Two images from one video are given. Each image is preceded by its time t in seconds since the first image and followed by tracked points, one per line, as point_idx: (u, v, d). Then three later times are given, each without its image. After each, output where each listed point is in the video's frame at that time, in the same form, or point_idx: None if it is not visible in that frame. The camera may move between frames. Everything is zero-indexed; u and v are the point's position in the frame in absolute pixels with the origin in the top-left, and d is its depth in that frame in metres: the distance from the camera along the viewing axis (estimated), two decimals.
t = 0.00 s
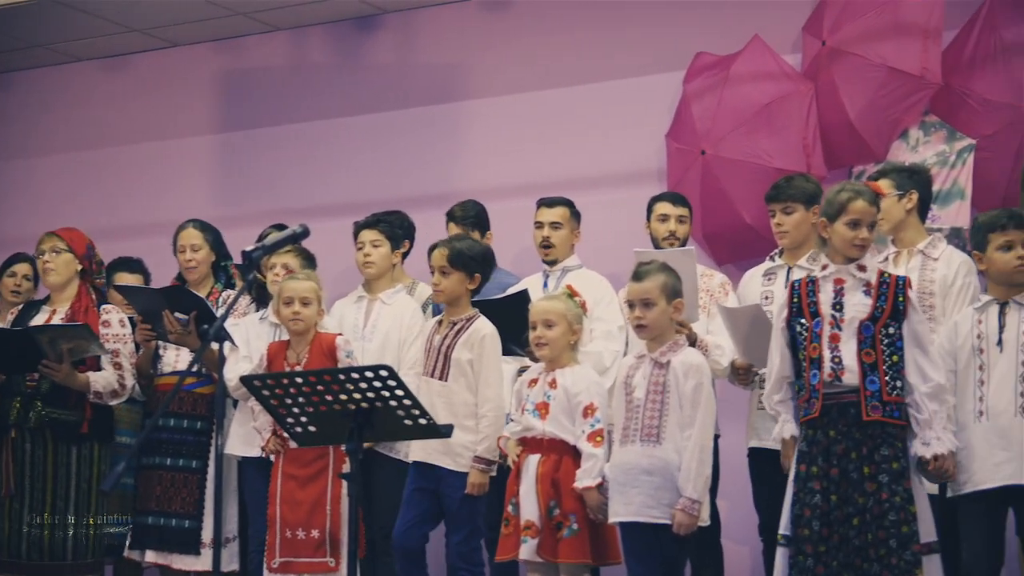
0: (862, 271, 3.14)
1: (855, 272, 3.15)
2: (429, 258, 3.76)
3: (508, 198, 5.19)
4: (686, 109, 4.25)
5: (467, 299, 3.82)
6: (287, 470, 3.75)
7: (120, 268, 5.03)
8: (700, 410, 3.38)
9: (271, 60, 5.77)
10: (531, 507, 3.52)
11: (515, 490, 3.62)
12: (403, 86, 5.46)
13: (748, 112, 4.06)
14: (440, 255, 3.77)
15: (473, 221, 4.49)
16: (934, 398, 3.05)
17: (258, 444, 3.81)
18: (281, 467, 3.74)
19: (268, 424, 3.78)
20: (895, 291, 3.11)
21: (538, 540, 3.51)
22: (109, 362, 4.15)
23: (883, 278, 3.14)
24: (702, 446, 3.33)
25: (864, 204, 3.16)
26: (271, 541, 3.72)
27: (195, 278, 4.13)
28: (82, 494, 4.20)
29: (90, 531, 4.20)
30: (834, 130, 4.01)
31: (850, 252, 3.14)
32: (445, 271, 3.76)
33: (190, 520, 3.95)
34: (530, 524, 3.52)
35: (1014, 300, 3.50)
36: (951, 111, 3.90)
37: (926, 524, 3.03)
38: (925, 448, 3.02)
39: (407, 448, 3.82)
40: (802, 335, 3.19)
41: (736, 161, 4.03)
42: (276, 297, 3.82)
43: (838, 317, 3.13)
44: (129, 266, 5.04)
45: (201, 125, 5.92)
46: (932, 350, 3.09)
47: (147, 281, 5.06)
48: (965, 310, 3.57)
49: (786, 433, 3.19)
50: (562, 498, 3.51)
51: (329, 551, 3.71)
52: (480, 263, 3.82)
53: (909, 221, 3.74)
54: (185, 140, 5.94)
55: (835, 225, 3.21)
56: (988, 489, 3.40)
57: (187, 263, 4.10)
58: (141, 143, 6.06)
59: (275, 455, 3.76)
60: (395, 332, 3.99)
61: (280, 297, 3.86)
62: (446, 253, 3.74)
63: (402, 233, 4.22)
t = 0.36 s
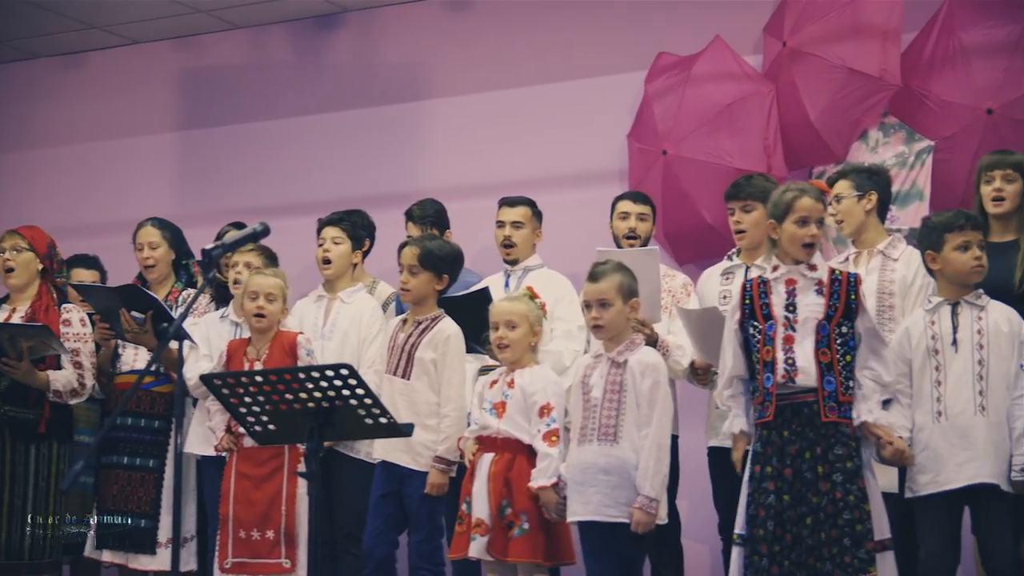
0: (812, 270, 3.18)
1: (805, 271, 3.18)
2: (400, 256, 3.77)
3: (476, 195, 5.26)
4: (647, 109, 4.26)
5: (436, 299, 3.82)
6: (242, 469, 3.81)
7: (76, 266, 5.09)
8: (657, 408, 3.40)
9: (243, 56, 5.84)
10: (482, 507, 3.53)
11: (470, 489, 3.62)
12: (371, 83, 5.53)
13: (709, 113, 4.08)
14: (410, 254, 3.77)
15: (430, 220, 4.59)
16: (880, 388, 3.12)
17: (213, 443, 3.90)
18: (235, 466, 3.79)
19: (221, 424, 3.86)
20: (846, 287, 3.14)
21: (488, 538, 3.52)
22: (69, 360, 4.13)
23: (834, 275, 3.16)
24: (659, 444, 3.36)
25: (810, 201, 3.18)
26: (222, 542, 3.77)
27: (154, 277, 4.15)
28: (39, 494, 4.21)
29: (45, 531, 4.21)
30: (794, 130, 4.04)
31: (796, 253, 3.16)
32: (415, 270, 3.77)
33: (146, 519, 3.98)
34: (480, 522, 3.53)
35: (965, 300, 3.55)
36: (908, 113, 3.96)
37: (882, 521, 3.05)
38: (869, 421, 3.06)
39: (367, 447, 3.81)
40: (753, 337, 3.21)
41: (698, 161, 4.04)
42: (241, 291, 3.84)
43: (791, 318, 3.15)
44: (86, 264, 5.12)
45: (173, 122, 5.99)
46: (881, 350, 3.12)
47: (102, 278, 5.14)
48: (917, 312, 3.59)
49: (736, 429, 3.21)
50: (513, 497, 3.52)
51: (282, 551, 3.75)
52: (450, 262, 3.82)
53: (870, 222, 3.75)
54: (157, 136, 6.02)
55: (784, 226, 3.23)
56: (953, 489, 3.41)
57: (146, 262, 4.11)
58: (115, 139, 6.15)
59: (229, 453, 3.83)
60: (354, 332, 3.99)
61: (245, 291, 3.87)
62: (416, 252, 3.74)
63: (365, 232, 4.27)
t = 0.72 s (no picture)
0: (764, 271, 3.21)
1: (757, 272, 3.22)
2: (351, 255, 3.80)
3: (444, 193, 5.31)
4: (610, 109, 4.30)
5: (393, 295, 3.85)
6: (196, 467, 3.86)
7: (39, 263, 4.97)
8: (617, 407, 3.45)
9: (215, 53, 5.87)
10: (434, 505, 3.57)
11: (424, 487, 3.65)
12: (341, 81, 5.57)
13: (672, 113, 4.11)
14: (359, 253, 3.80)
15: (399, 219, 4.58)
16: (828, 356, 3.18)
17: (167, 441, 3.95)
18: (189, 464, 3.85)
19: (177, 423, 3.90)
20: (798, 287, 3.19)
21: (438, 536, 3.56)
22: (34, 358, 4.11)
23: (786, 274, 3.20)
24: (617, 443, 3.42)
25: (765, 203, 3.20)
26: (175, 541, 3.81)
27: (114, 275, 4.21)
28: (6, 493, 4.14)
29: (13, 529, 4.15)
30: (756, 131, 4.07)
31: (751, 253, 3.20)
32: (365, 268, 3.80)
33: (105, 517, 4.03)
34: (432, 520, 3.56)
35: (923, 300, 3.58)
36: (872, 115, 3.99)
37: (828, 520, 3.07)
38: (812, 376, 3.12)
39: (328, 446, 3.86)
40: (706, 338, 3.25)
41: (659, 160, 4.06)
42: (203, 287, 3.83)
43: (742, 318, 3.19)
44: (49, 260, 5.00)
45: (144, 117, 6.01)
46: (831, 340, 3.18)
47: (67, 275, 5.04)
48: (876, 313, 3.62)
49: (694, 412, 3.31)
50: (466, 496, 3.55)
51: (237, 550, 3.79)
52: (400, 257, 3.83)
53: (830, 223, 3.77)
54: (128, 131, 6.04)
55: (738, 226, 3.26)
56: (908, 488, 3.43)
57: (105, 259, 4.18)
58: (84, 133, 6.16)
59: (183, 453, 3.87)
60: (316, 329, 3.99)
61: (207, 288, 3.86)
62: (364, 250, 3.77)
63: (329, 229, 4.29)
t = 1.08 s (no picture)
0: (722, 271, 3.33)
1: (715, 271, 3.33)
2: (315, 247, 3.91)
3: (409, 189, 5.31)
4: (572, 106, 4.31)
5: (354, 288, 3.92)
6: (154, 462, 3.84)
7: None
8: (578, 401, 3.49)
9: (180, 48, 5.85)
10: (397, 502, 3.59)
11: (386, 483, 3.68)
12: (306, 76, 5.55)
13: (634, 110, 4.13)
14: (323, 244, 3.90)
15: (367, 217, 4.58)
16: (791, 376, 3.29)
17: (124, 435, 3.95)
18: (147, 459, 3.84)
19: (135, 418, 3.89)
20: (756, 289, 3.31)
21: (401, 533, 3.59)
22: None
23: (744, 277, 3.32)
24: (580, 439, 3.46)
25: (721, 205, 3.31)
26: (131, 536, 3.79)
27: (75, 268, 4.22)
28: None
29: None
30: (717, 129, 4.09)
31: (709, 253, 3.30)
32: (329, 259, 3.89)
33: (64, 514, 4.07)
34: (395, 517, 3.59)
35: (885, 299, 3.61)
36: (832, 113, 4.01)
37: (787, 517, 3.18)
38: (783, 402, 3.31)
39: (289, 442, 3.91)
40: (664, 336, 3.34)
41: (621, 158, 4.09)
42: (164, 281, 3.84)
43: (701, 317, 3.29)
44: (7, 257, 4.92)
45: (107, 112, 5.98)
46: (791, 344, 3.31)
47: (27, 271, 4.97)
48: (839, 310, 3.66)
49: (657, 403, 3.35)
50: (429, 492, 3.59)
51: (193, 545, 3.79)
52: (364, 250, 3.94)
53: (790, 220, 3.80)
54: (91, 125, 6.00)
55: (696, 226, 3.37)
56: (866, 483, 3.46)
57: (66, 251, 4.20)
58: (47, 128, 6.11)
59: (141, 447, 3.86)
60: (277, 325, 4.06)
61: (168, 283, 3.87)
62: (328, 241, 3.88)
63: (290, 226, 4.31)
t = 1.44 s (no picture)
0: (687, 271, 3.35)
1: (681, 272, 3.35)
2: (276, 246, 3.91)
3: (375, 184, 5.29)
4: (533, 103, 4.31)
5: (316, 287, 3.93)
6: (117, 459, 3.84)
7: None
8: (538, 400, 3.51)
9: (140, 42, 5.83)
10: (363, 500, 3.61)
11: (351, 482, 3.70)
12: (272, 71, 5.53)
13: (596, 107, 4.14)
14: (284, 244, 3.90)
15: (329, 213, 4.60)
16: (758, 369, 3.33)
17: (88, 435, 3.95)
18: (110, 457, 3.83)
19: (98, 416, 3.90)
20: (720, 288, 3.33)
21: (367, 531, 3.59)
22: None
23: (709, 276, 3.35)
24: (539, 437, 3.47)
25: (691, 206, 3.35)
26: (92, 535, 3.77)
27: (34, 264, 4.24)
28: None
29: None
30: (678, 126, 4.10)
31: (676, 254, 3.33)
32: (290, 258, 3.89)
33: (19, 511, 4.10)
34: (361, 515, 3.60)
35: (846, 297, 3.64)
36: (791, 111, 4.03)
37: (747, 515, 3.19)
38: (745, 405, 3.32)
39: (249, 439, 3.89)
40: (629, 333, 3.35)
41: (581, 155, 4.10)
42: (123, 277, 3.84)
43: (665, 315, 3.30)
44: None
45: (71, 105, 5.94)
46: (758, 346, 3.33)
47: None
48: (800, 306, 3.69)
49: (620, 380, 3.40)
50: (394, 489, 3.61)
51: (155, 543, 3.78)
52: (326, 248, 3.94)
53: (750, 218, 3.83)
54: (55, 119, 5.96)
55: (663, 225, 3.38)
56: (822, 481, 3.49)
57: (26, 247, 4.21)
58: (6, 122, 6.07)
59: (105, 447, 3.86)
60: (236, 322, 4.05)
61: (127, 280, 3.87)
62: (289, 241, 3.88)
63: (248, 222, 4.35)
